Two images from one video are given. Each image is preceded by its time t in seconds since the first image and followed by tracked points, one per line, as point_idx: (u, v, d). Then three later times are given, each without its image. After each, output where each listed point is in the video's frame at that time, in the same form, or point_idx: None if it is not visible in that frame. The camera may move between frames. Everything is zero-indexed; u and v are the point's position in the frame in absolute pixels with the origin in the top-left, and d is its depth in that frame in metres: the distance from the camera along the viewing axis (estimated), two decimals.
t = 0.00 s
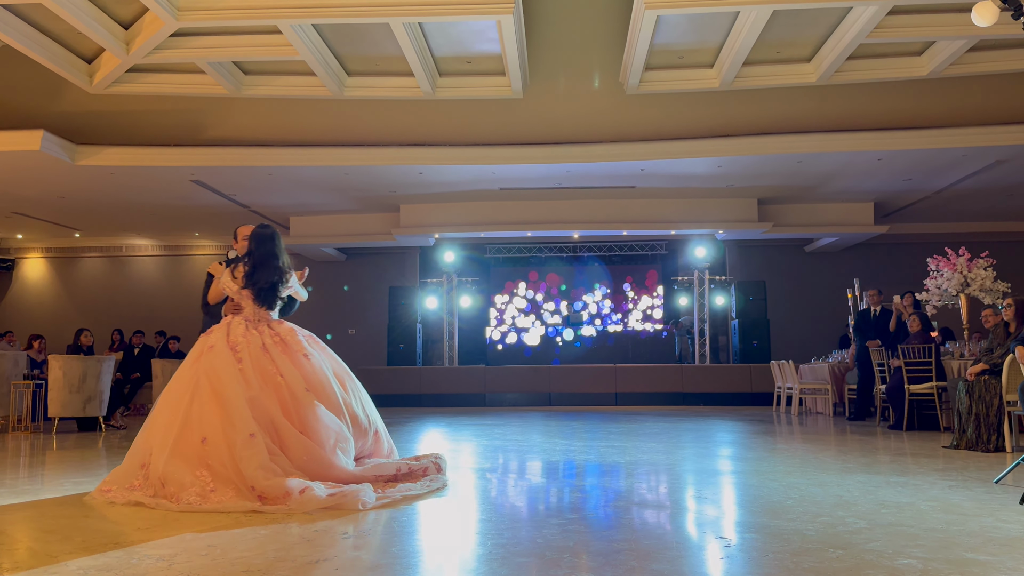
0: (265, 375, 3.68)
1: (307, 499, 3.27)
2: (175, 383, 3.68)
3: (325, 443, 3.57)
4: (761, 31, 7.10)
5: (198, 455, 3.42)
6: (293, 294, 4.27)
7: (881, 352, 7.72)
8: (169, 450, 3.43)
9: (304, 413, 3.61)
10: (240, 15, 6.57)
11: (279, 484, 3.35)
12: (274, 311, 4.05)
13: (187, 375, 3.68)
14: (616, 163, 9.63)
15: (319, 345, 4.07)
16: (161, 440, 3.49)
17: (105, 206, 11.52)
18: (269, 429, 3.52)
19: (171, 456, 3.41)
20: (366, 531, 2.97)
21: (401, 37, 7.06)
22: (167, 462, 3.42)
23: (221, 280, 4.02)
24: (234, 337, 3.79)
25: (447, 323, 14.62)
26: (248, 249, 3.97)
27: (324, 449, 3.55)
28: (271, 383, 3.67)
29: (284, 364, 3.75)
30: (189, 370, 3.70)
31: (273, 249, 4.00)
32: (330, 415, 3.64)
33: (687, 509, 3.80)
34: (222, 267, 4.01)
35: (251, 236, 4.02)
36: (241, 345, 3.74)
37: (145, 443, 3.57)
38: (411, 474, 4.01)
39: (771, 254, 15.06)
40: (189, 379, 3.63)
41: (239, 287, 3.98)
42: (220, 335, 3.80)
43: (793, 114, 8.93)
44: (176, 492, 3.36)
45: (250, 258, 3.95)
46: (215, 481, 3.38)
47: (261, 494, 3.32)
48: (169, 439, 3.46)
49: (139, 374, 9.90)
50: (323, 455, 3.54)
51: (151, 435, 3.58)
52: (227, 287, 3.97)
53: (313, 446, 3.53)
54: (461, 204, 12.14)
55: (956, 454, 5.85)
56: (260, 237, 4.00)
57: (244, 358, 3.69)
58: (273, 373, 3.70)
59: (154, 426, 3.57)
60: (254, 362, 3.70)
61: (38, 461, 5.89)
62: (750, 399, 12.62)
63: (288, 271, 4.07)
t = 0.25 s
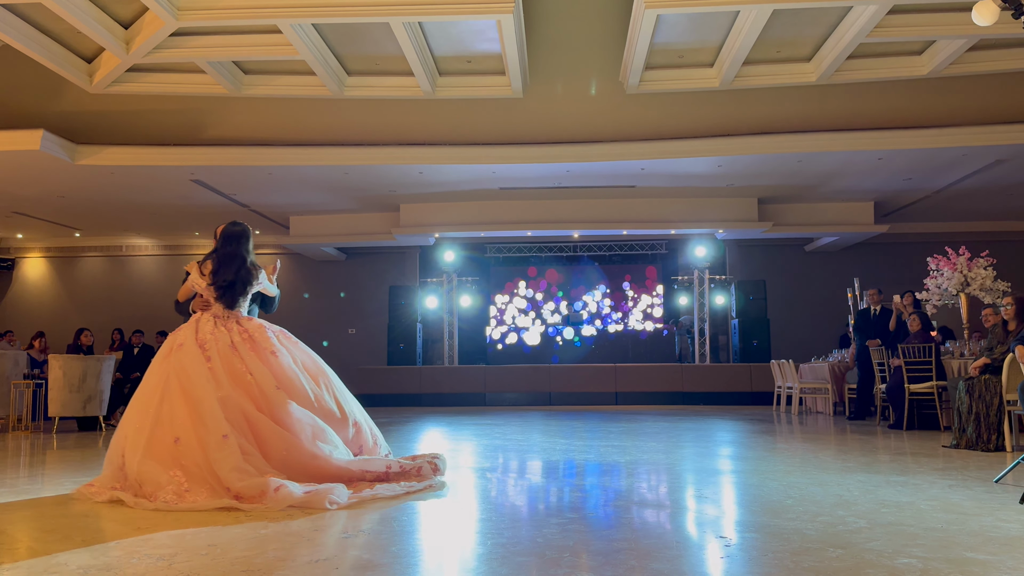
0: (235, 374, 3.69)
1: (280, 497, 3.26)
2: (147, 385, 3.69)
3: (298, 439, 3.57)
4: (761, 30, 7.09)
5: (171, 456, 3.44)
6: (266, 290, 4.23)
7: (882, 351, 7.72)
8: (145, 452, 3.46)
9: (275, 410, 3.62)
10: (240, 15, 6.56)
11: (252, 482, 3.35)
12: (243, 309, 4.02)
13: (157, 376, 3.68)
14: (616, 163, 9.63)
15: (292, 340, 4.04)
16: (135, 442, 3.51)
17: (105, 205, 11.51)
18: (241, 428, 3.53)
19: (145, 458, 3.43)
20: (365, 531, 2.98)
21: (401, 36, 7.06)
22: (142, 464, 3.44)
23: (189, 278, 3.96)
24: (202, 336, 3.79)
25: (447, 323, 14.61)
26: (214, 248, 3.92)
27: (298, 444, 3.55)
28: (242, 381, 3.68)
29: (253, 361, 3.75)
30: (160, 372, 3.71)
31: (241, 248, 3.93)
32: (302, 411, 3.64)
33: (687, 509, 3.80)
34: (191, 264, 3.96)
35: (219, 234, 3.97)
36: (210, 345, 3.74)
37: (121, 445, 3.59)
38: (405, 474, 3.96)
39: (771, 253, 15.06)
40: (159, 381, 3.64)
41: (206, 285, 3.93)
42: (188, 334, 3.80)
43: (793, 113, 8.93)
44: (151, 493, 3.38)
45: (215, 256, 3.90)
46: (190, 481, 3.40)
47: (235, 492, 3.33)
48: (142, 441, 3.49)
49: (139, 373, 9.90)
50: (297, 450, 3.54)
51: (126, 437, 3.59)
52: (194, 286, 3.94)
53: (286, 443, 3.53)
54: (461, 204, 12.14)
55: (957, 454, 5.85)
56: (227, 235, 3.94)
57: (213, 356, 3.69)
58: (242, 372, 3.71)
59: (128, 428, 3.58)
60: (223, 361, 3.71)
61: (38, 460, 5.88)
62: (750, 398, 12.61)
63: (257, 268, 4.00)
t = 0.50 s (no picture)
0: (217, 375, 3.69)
1: (245, 499, 3.26)
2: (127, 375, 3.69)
3: (273, 447, 3.58)
4: (761, 30, 7.09)
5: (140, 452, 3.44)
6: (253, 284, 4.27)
7: (881, 350, 7.72)
8: (114, 443, 3.45)
9: (254, 415, 3.63)
10: (240, 14, 6.56)
11: (219, 486, 3.34)
12: (231, 306, 4.02)
13: (139, 368, 3.69)
14: (615, 162, 9.63)
15: (279, 342, 4.04)
16: (106, 433, 3.51)
17: (105, 205, 11.52)
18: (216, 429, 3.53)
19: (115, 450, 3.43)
20: (365, 531, 2.97)
21: (401, 36, 7.06)
22: (111, 456, 3.44)
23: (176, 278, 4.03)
24: (189, 333, 3.79)
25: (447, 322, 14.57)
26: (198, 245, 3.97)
27: (274, 452, 3.56)
28: (223, 383, 3.68)
29: (238, 364, 3.75)
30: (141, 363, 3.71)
31: (222, 244, 3.97)
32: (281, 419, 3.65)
33: (686, 508, 3.80)
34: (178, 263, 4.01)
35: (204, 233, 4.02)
36: (195, 343, 3.74)
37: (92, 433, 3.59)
38: (389, 475, 3.89)
39: (771, 252, 15.06)
40: (140, 373, 3.65)
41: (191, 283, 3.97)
42: (175, 330, 3.80)
43: (792, 113, 8.93)
44: (115, 487, 3.38)
45: (198, 253, 3.93)
46: (156, 479, 3.39)
47: (202, 496, 3.32)
48: (113, 434, 3.49)
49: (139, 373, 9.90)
50: (271, 458, 3.55)
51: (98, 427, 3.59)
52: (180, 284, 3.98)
53: (261, 449, 3.54)
54: (461, 203, 12.14)
55: (956, 453, 5.85)
56: (211, 233, 3.99)
57: (198, 355, 3.70)
58: (226, 372, 3.71)
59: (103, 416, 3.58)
60: (207, 361, 3.71)
61: (37, 460, 5.89)
62: (750, 398, 12.60)
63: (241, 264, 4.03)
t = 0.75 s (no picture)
0: (212, 376, 3.69)
1: (221, 500, 3.24)
2: (123, 372, 3.71)
3: (261, 451, 3.57)
4: (761, 29, 7.09)
5: (126, 449, 3.44)
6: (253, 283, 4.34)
7: (882, 350, 7.72)
8: (102, 440, 3.47)
9: (244, 417, 3.62)
10: (240, 14, 6.56)
11: (201, 489, 3.33)
12: (230, 305, 4.05)
13: (134, 366, 3.70)
14: (616, 162, 9.63)
15: (277, 342, 4.04)
16: (95, 429, 3.51)
17: (105, 205, 11.52)
18: (203, 430, 3.53)
19: (102, 447, 3.45)
20: (365, 530, 2.97)
21: (402, 36, 7.06)
22: (96, 452, 3.45)
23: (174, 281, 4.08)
24: (186, 333, 3.80)
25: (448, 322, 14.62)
26: (194, 247, 4.02)
27: (260, 455, 3.55)
28: (216, 384, 3.68)
29: (232, 365, 3.75)
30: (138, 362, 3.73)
31: (218, 245, 4.02)
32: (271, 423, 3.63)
33: (687, 508, 3.79)
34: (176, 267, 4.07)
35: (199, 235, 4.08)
36: (190, 342, 3.75)
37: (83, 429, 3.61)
38: (381, 475, 3.86)
39: (771, 252, 15.07)
40: (134, 371, 3.67)
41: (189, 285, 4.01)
42: (175, 329, 3.82)
43: (792, 113, 8.94)
44: (99, 484, 3.38)
45: (193, 254, 3.98)
46: (139, 478, 3.39)
47: (181, 498, 3.31)
48: (101, 431, 3.49)
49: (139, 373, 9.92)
50: (258, 461, 3.54)
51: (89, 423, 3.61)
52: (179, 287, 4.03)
53: (248, 452, 3.53)
54: (461, 203, 12.15)
55: (956, 453, 5.85)
56: (206, 233, 4.05)
57: (193, 355, 3.70)
58: (220, 373, 3.71)
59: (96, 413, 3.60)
60: (202, 361, 3.71)
61: (37, 460, 5.89)
62: (750, 397, 12.60)
63: (237, 262, 4.08)
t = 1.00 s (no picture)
0: (217, 377, 3.69)
1: (218, 500, 3.23)
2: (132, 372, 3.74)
3: (263, 452, 3.56)
4: (762, 29, 7.09)
5: (130, 449, 3.46)
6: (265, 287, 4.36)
7: (883, 349, 7.72)
8: (108, 439, 3.50)
9: (247, 418, 3.62)
10: (240, 14, 6.56)
11: (200, 489, 3.32)
12: (240, 308, 4.05)
13: (143, 367, 3.74)
14: (616, 162, 9.64)
15: (286, 345, 4.04)
16: (102, 428, 3.55)
17: (105, 205, 11.53)
18: (206, 430, 3.53)
19: (108, 446, 3.47)
20: (366, 530, 2.97)
21: (402, 35, 7.06)
22: (102, 450, 3.48)
23: (185, 284, 4.10)
24: (195, 335, 3.82)
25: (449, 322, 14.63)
26: (204, 250, 4.04)
27: (262, 457, 3.53)
28: (221, 385, 3.68)
29: (239, 366, 3.74)
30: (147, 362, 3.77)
31: (229, 248, 4.04)
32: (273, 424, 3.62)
33: (687, 508, 3.79)
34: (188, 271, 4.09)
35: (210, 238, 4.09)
36: (198, 343, 3.76)
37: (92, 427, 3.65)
38: (381, 476, 3.85)
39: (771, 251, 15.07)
40: (143, 372, 3.70)
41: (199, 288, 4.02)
42: (183, 331, 3.84)
43: (792, 112, 8.94)
44: (103, 482, 3.40)
45: (203, 257, 4.00)
46: (141, 477, 3.40)
47: (182, 497, 3.31)
48: (107, 429, 3.53)
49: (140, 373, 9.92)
50: (260, 463, 3.54)
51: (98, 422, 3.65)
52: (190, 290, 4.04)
53: (249, 453, 3.52)
54: (461, 202, 12.15)
55: (956, 452, 5.85)
56: (217, 236, 4.06)
57: (200, 355, 3.71)
58: (225, 374, 3.71)
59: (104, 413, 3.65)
60: (208, 361, 3.72)
61: (39, 459, 5.91)
62: (751, 397, 12.60)
63: (247, 265, 4.06)
